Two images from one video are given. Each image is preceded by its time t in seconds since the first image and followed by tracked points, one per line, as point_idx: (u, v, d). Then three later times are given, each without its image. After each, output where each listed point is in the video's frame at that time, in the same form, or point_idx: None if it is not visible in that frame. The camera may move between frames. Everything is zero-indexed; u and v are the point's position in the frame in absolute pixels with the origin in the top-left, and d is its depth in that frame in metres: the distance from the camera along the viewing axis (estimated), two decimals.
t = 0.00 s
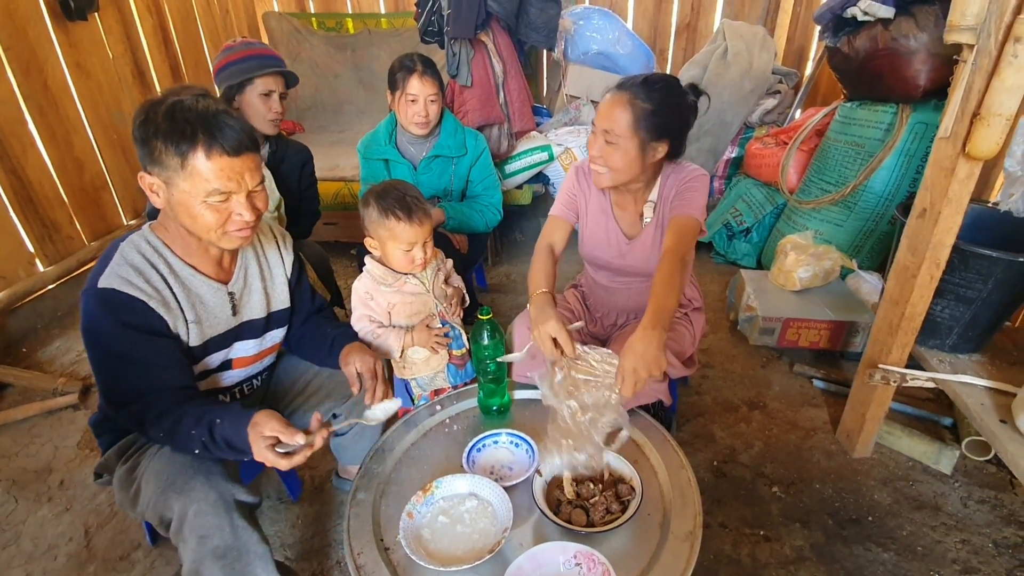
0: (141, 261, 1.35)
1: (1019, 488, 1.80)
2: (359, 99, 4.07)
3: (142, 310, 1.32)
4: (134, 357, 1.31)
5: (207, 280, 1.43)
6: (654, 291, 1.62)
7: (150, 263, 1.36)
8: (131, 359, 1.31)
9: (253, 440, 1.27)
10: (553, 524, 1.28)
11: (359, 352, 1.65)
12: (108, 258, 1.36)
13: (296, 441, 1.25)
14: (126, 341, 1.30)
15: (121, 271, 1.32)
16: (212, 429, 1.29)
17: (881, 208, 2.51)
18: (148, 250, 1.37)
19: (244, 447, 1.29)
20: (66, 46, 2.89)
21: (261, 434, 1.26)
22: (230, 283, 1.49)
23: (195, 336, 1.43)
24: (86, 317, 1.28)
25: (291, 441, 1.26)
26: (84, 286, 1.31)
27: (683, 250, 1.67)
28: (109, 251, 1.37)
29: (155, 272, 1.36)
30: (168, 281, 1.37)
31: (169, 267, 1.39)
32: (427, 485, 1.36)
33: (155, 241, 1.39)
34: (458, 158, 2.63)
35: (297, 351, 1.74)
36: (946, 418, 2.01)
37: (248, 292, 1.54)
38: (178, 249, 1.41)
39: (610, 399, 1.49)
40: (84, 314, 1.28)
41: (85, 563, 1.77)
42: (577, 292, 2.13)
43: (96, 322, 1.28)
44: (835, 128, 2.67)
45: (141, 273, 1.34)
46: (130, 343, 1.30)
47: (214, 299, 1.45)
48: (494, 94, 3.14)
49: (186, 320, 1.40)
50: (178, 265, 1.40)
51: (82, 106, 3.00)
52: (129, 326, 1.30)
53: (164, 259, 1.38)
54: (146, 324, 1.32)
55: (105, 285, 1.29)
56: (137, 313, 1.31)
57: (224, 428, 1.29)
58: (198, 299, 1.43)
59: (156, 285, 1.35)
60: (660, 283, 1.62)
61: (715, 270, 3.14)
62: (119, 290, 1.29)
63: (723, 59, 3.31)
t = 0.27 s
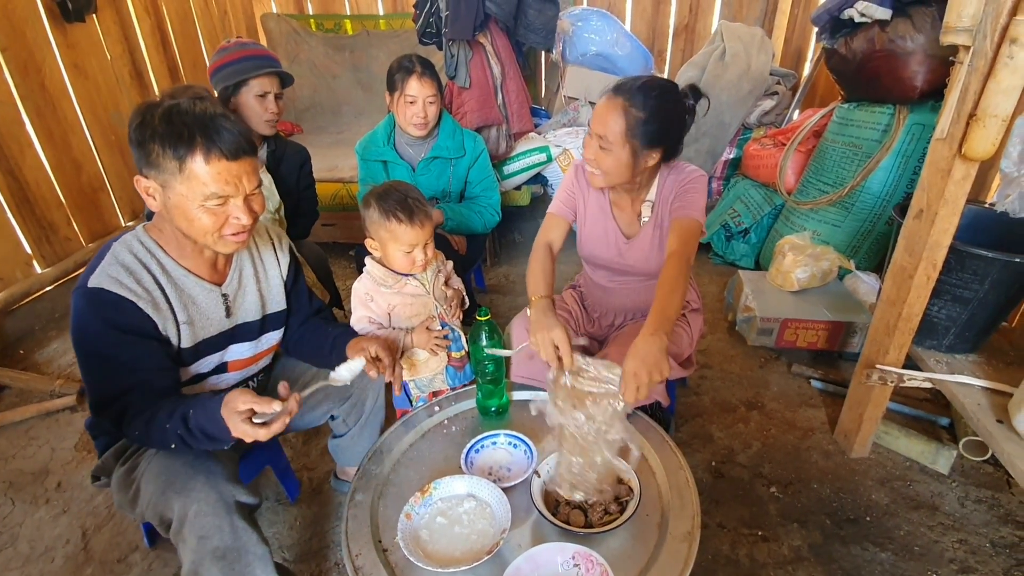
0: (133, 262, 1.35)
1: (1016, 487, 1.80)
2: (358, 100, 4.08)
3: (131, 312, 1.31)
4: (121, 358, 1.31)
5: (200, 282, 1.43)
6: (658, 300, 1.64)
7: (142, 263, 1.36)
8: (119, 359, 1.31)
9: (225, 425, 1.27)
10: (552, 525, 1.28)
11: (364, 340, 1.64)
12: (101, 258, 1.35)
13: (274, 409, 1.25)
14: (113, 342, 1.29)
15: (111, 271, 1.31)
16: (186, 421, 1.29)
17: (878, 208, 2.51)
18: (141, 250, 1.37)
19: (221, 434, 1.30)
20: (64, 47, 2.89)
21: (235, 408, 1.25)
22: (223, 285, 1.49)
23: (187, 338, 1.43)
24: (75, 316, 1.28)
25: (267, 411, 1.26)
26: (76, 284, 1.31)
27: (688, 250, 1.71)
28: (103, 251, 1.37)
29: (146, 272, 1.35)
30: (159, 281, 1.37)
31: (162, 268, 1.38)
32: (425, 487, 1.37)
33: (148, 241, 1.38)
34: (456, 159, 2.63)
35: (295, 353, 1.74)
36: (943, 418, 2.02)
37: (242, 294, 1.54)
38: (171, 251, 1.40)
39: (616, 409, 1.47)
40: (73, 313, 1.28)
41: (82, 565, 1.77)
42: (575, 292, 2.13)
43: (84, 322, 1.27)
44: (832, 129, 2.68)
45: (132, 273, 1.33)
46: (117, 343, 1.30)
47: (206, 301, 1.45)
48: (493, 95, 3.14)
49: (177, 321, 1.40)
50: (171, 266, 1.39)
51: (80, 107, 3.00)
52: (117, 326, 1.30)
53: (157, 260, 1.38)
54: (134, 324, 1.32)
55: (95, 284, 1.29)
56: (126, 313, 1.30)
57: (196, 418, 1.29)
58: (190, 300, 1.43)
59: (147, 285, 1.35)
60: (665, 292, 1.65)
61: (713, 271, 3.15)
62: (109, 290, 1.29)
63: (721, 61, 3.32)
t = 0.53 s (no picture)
0: (129, 261, 1.34)
1: (1015, 487, 1.80)
2: (357, 101, 4.08)
3: (125, 311, 1.30)
4: (116, 357, 1.31)
5: (196, 283, 1.43)
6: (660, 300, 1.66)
7: (138, 263, 1.35)
8: (111, 358, 1.31)
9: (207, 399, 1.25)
10: (551, 525, 1.28)
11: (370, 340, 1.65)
12: (97, 257, 1.35)
13: (255, 364, 1.22)
14: (107, 341, 1.29)
15: (106, 270, 1.30)
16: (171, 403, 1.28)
17: (876, 209, 2.52)
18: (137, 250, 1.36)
19: (205, 413, 1.27)
20: (62, 48, 2.89)
21: (218, 371, 1.22)
22: (220, 286, 1.49)
23: (182, 338, 1.43)
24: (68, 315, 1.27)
25: (248, 369, 1.23)
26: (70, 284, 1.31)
27: (692, 251, 1.74)
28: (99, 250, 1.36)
29: (141, 272, 1.35)
30: (155, 280, 1.36)
31: (158, 268, 1.38)
32: (424, 487, 1.37)
33: (144, 241, 1.37)
34: (455, 160, 2.63)
35: (294, 355, 1.74)
36: (942, 419, 2.02)
37: (238, 296, 1.54)
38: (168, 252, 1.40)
39: (609, 403, 1.47)
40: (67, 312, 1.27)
41: (81, 568, 1.77)
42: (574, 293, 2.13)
43: (77, 320, 1.27)
44: (830, 130, 2.68)
45: (126, 272, 1.33)
46: (109, 342, 1.29)
47: (202, 301, 1.45)
48: (491, 97, 3.14)
49: (171, 321, 1.39)
50: (167, 266, 1.39)
51: (78, 109, 3.00)
52: (110, 324, 1.29)
53: (152, 260, 1.38)
54: (128, 324, 1.31)
55: (89, 283, 1.28)
56: (119, 313, 1.30)
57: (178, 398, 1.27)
58: (186, 300, 1.43)
59: (143, 285, 1.34)
60: (668, 291, 1.66)
61: (712, 271, 3.15)
62: (102, 288, 1.28)
63: (719, 62, 3.33)
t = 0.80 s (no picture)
0: (127, 262, 1.34)
1: (1013, 489, 1.80)
2: (356, 103, 4.08)
3: (124, 310, 1.30)
4: (113, 355, 1.31)
5: (194, 284, 1.42)
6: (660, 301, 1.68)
7: (137, 263, 1.35)
8: (107, 355, 1.30)
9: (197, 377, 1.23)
10: (549, 529, 1.28)
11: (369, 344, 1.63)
12: (96, 256, 1.35)
13: (243, 321, 1.15)
14: (103, 337, 1.28)
15: (105, 268, 1.31)
16: (160, 386, 1.26)
17: (874, 211, 2.52)
18: (136, 251, 1.37)
19: (197, 389, 1.25)
20: (61, 51, 2.89)
21: (206, 337, 1.16)
22: (219, 288, 1.48)
23: (179, 338, 1.41)
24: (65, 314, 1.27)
25: (237, 331, 1.16)
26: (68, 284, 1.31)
27: (689, 258, 1.74)
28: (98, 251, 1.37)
29: (140, 272, 1.35)
30: (153, 280, 1.36)
31: (156, 269, 1.38)
32: (422, 490, 1.37)
33: (144, 241, 1.38)
34: (453, 162, 2.63)
35: (293, 358, 1.73)
36: (940, 420, 2.02)
37: (237, 299, 1.53)
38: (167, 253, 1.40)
39: (598, 398, 1.49)
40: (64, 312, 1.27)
41: (79, 571, 1.77)
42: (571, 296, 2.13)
43: (74, 319, 1.26)
44: (828, 132, 2.69)
45: (125, 271, 1.33)
46: (106, 340, 1.29)
47: (200, 303, 1.44)
48: (490, 99, 3.14)
49: (169, 321, 1.39)
50: (166, 267, 1.39)
51: (77, 111, 3.00)
52: (108, 322, 1.29)
53: (151, 261, 1.38)
54: (125, 323, 1.31)
55: (87, 282, 1.28)
56: (117, 311, 1.30)
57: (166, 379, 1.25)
58: (184, 302, 1.42)
59: (141, 284, 1.34)
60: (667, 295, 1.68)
61: (711, 273, 3.15)
62: (101, 287, 1.28)
63: (717, 64, 3.33)
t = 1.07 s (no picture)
0: (125, 259, 1.34)
1: (1011, 490, 1.80)
2: (354, 104, 4.08)
3: (121, 305, 1.30)
4: (109, 350, 1.29)
5: (191, 283, 1.41)
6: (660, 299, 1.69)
7: (135, 261, 1.35)
8: (101, 350, 1.29)
9: (189, 352, 1.21)
10: (547, 530, 1.27)
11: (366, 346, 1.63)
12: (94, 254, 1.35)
13: (231, 286, 1.17)
14: (99, 331, 1.27)
15: (103, 265, 1.31)
16: (152, 368, 1.25)
17: (872, 212, 2.52)
18: (135, 249, 1.37)
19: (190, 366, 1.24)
20: (59, 52, 2.89)
21: (196, 308, 1.16)
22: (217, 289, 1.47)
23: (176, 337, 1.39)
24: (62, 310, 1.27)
25: (225, 298, 1.17)
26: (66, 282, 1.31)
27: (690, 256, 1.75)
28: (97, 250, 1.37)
29: (139, 269, 1.35)
30: (151, 278, 1.36)
31: (154, 268, 1.38)
32: (420, 492, 1.36)
33: (142, 240, 1.38)
34: (452, 163, 2.63)
35: (291, 359, 1.73)
36: (938, 421, 2.02)
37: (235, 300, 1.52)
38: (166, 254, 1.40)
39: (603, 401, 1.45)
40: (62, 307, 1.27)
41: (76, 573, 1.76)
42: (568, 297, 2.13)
43: (71, 314, 1.25)
44: (826, 133, 2.69)
45: (124, 269, 1.33)
46: (103, 334, 1.28)
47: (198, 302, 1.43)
48: (488, 100, 3.14)
49: (167, 318, 1.37)
50: (164, 266, 1.39)
51: (75, 112, 2.99)
52: (105, 317, 1.28)
53: (150, 260, 1.38)
54: (122, 318, 1.30)
55: (85, 278, 1.28)
56: (115, 307, 1.29)
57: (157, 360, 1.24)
58: (181, 302, 1.41)
59: (139, 280, 1.34)
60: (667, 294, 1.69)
61: (709, 274, 3.15)
62: (99, 283, 1.28)
63: (716, 65, 3.33)
